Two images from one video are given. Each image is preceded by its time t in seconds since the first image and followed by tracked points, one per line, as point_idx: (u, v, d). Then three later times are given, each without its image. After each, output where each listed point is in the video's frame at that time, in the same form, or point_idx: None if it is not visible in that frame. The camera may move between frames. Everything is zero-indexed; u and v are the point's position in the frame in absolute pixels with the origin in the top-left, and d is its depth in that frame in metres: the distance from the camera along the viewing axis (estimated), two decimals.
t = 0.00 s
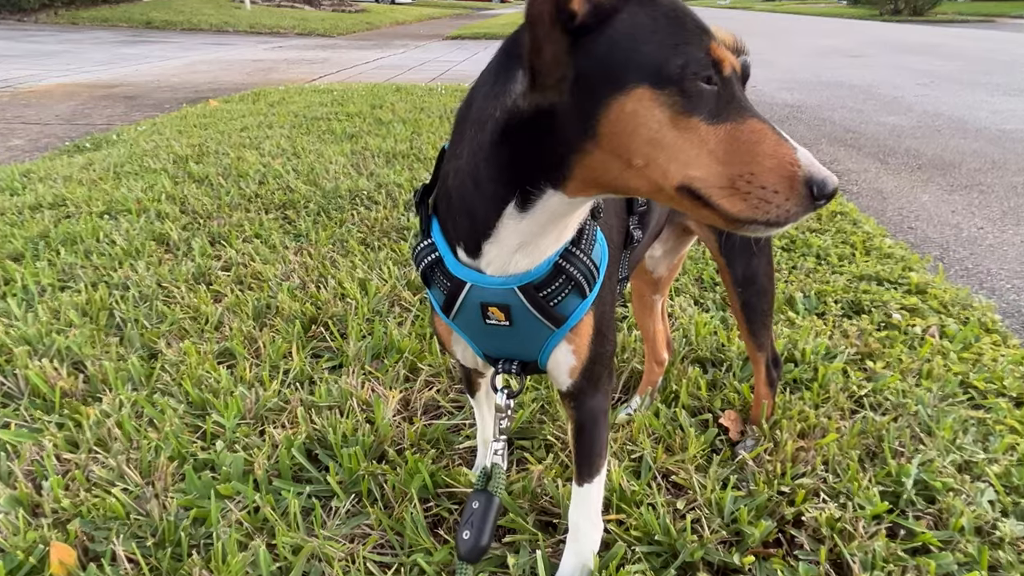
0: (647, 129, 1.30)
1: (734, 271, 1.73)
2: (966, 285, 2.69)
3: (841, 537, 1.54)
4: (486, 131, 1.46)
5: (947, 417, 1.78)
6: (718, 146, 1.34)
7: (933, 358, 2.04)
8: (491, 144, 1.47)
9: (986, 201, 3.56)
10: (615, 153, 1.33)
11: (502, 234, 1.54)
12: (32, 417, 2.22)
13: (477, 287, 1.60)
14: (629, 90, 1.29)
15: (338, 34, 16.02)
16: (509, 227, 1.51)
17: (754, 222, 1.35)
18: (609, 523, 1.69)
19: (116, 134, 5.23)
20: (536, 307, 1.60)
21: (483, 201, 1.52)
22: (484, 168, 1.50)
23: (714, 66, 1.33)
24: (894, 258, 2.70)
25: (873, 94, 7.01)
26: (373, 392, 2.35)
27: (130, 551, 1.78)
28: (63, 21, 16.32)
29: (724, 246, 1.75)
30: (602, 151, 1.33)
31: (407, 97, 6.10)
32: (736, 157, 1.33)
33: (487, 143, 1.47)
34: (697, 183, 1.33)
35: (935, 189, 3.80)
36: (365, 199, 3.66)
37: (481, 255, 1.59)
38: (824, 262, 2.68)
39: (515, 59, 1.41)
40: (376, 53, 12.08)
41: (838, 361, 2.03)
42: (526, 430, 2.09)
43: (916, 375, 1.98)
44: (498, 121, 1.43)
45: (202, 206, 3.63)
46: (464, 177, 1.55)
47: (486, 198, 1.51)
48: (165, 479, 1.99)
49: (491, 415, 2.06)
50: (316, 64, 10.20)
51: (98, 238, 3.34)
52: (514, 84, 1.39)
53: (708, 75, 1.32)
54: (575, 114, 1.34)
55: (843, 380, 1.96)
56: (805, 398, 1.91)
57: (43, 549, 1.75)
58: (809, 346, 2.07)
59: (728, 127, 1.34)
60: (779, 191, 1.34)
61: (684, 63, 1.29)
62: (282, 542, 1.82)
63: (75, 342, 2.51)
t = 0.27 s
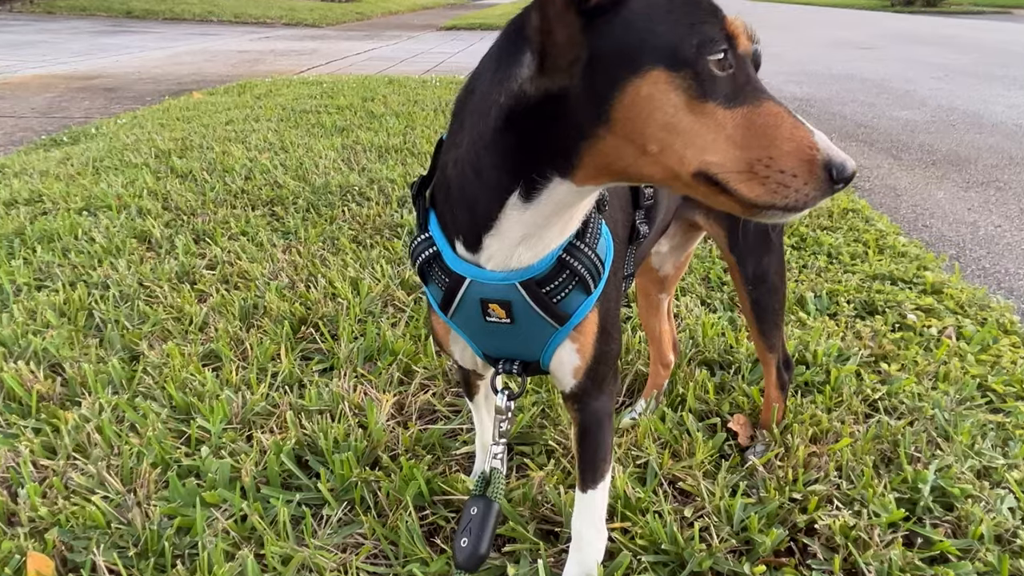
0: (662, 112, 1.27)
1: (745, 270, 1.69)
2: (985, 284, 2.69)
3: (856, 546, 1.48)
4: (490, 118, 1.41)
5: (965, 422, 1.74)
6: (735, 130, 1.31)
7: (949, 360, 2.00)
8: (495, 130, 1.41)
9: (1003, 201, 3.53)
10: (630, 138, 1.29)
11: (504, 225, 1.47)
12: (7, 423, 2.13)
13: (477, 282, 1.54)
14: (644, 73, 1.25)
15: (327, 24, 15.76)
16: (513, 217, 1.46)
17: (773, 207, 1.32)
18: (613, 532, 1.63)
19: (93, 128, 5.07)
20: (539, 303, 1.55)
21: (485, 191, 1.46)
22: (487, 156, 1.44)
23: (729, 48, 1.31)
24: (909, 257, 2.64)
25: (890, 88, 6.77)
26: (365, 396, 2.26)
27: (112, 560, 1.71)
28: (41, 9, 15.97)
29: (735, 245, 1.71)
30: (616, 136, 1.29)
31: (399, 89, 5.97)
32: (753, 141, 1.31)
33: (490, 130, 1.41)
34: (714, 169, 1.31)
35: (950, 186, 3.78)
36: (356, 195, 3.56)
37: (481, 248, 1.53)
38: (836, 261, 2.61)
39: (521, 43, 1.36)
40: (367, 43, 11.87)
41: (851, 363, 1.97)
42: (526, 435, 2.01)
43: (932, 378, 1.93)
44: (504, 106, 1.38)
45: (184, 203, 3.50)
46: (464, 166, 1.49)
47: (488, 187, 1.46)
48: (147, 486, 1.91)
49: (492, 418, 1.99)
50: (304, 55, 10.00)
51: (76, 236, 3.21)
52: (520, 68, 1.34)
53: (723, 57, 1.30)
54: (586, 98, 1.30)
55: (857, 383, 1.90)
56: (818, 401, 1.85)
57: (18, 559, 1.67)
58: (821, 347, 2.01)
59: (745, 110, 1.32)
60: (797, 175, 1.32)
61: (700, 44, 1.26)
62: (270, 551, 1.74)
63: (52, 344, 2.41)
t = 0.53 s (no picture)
0: (690, 82, 1.21)
1: (765, 266, 1.64)
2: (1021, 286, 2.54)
3: (885, 564, 1.39)
4: (497, 92, 1.32)
5: (1001, 430, 1.65)
6: (766, 101, 1.25)
7: (983, 365, 1.90)
8: (501, 106, 1.33)
9: None
10: (655, 111, 1.23)
11: (510, 211, 1.39)
12: None
13: (477, 274, 1.45)
14: (671, 38, 1.18)
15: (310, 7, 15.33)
16: (521, 201, 1.37)
17: (808, 179, 1.26)
18: (623, 548, 1.51)
19: (56, 115, 4.82)
20: (544, 298, 1.46)
21: (491, 171, 1.37)
22: (493, 134, 1.35)
23: (757, 13, 1.25)
24: (938, 254, 2.54)
25: (914, 74, 6.38)
26: (353, 404, 2.11)
27: None
28: None
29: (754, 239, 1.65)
30: (640, 110, 1.22)
31: (387, 75, 5.74)
32: (785, 111, 1.25)
33: (497, 105, 1.32)
34: (745, 141, 1.25)
35: (981, 180, 3.58)
36: (341, 187, 3.38)
37: (483, 235, 1.43)
38: (861, 259, 2.51)
39: (532, 11, 1.28)
40: (352, 27, 11.51)
41: (878, 367, 1.87)
42: (527, 445, 1.87)
43: (966, 383, 1.84)
44: (514, 79, 1.29)
45: (154, 195, 3.29)
46: (465, 146, 1.40)
47: (495, 167, 1.37)
48: (115, 499, 1.80)
49: (493, 426, 1.86)
50: (285, 39, 9.67)
51: (37, 230, 3.00)
52: (532, 38, 1.26)
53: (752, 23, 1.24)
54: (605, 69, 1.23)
55: (883, 389, 1.80)
56: (842, 409, 1.75)
57: None
58: (845, 351, 1.92)
59: (777, 77, 1.25)
60: (833, 144, 1.26)
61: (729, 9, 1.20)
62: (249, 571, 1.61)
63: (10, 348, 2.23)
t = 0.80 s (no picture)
0: (712, 59, 1.14)
1: (782, 262, 1.59)
2: None
3: None
4: (503, 74, 1.25)
5: None
6: (791, 78, 1.18)
7: (1010, 368, 1.84)
8: (508, 89, 1.25)
9: None
10: (675, 91, 1.16)
11: (516, 200, 1.31)
12: None
13: (479, 268, 1.37)
14: (691, 13, 1.12)
15: None
16: (529, 189, 1.30)
17: (837, 160, 1.20)
18: (632, 560, 1.44)
19: (29, 104, 4.64)
20: (550, 293, 1.37)
21: (497, 158, 1.30)
22: (499, 118, 1.27)
23: None
24: (961, 252, 2.48)
25: (933, 63, 6.23)
26: (344, 410, 2.00)
27: None
28: None
29: (770, 235, 1.59)
30: (659, 90, 1.15)
31: (378, 63, 5.58)
32: (811, 88, 1.19)
33: (504, 89, 1.25)
34: (771, 121, 1.19)
35: (1006, 175, 3.48)
36: (330, 181, 3.26)
37: (486, 226, 1.35)
38: (881, 257, 2.44)
39: None
40: (340, 14, 11.26)
41: (900, 371, 1.80)
42: (529, 452, 1.79)
43: (993, 388, 1.78)
44: (521, 61, 1.21)
45: (131, 189, 3.15)
46: (469, 132, 1.32)
47: (501, 154, 1.30)
48: (91, 509, 1.69)
49: (494, 432, 1.77)
50: (270, 26, 9.42)
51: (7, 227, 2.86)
52: (540, 16, 1.18)
53: None
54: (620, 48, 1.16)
55: (906, 393, 1.73)
56: (862, 414, 1.68)
57: None
58: (865, 353, 1.85)
59: (802, 52, 1.19)
60: (863, 121, 1.20)
61: None
62: None
63: None
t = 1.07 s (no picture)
0: (735, 36, 1.05)
1: (798, 260, 1.52)
2: None
3: None
4: (509, 56, 1.16)
5: None
6: (818, 56, 1.10)
7: None
8: (514, 71, 1.16)
9: None
10: (695, 72, 1.07)
11: (521, 190, 1.22)
12: None
13: (480, 264, 1.27)
14: None
15: None
16: (535, 178, 1.21)
17: (868, 144, 1.13)
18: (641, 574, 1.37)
19: None
20: (556, 291, 1.28)
21: (501, 146, 1.21)
22: (505, 103, 1.18)
23: None
24: (989, 251, 2.41)
25: (959, 52, 6.16)
26: (333, 419, 1.89)
27: None
28: None
29: (788, 231, 1.52)
30: (679, 71, 1.07)
31: (366, 51, 5.42)
32: (839, 66, 1.11)
33: (510, 71, 1.16)
34: (797, 103, 1.10)
35: None
36: (317, 174, 3.13)
37: (489, 218, 1.26)
38: (903, 255, 2.36)
39: None
40: None
41: (924, 376, 1.74)
42: (532, 462, 1.69)
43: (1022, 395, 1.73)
44: (529, 41, 1.13)
45: (104, 182, 3.00)
46: (471, 118, 1.23)
47: (505, 141, 1.20)
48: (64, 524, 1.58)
49: (494, 440, 1.66)
50: (253, 11, 9.17)
51: None
52: None
53: None
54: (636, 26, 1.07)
55: (931, 399, 1.67)
56: (886, 421, 1.61)
57: None
58: (888, 357, 1.78)
59: (830, 28, 1.11)
60: (896, 101, 1.12)
61: None
62: None
63: None
